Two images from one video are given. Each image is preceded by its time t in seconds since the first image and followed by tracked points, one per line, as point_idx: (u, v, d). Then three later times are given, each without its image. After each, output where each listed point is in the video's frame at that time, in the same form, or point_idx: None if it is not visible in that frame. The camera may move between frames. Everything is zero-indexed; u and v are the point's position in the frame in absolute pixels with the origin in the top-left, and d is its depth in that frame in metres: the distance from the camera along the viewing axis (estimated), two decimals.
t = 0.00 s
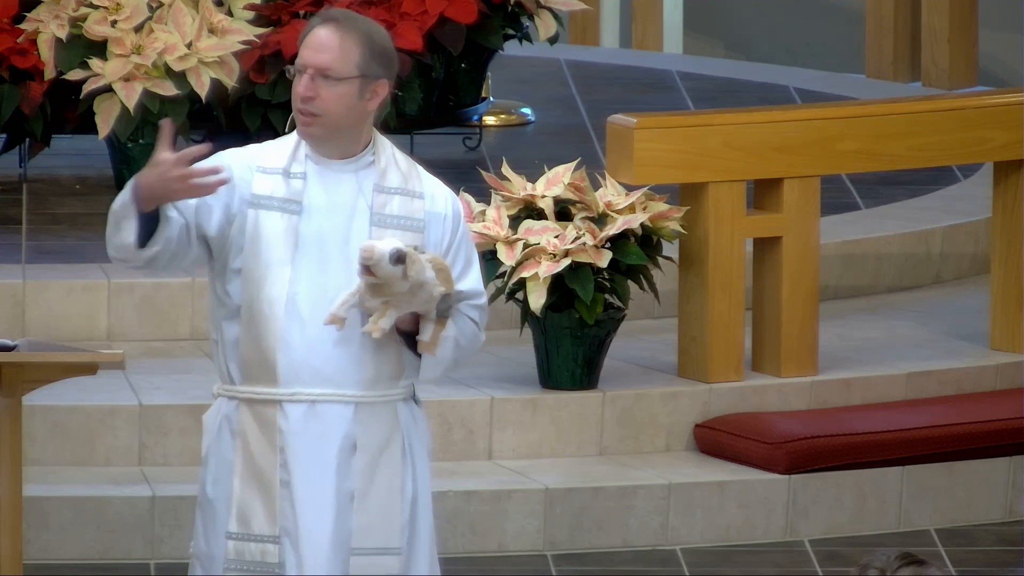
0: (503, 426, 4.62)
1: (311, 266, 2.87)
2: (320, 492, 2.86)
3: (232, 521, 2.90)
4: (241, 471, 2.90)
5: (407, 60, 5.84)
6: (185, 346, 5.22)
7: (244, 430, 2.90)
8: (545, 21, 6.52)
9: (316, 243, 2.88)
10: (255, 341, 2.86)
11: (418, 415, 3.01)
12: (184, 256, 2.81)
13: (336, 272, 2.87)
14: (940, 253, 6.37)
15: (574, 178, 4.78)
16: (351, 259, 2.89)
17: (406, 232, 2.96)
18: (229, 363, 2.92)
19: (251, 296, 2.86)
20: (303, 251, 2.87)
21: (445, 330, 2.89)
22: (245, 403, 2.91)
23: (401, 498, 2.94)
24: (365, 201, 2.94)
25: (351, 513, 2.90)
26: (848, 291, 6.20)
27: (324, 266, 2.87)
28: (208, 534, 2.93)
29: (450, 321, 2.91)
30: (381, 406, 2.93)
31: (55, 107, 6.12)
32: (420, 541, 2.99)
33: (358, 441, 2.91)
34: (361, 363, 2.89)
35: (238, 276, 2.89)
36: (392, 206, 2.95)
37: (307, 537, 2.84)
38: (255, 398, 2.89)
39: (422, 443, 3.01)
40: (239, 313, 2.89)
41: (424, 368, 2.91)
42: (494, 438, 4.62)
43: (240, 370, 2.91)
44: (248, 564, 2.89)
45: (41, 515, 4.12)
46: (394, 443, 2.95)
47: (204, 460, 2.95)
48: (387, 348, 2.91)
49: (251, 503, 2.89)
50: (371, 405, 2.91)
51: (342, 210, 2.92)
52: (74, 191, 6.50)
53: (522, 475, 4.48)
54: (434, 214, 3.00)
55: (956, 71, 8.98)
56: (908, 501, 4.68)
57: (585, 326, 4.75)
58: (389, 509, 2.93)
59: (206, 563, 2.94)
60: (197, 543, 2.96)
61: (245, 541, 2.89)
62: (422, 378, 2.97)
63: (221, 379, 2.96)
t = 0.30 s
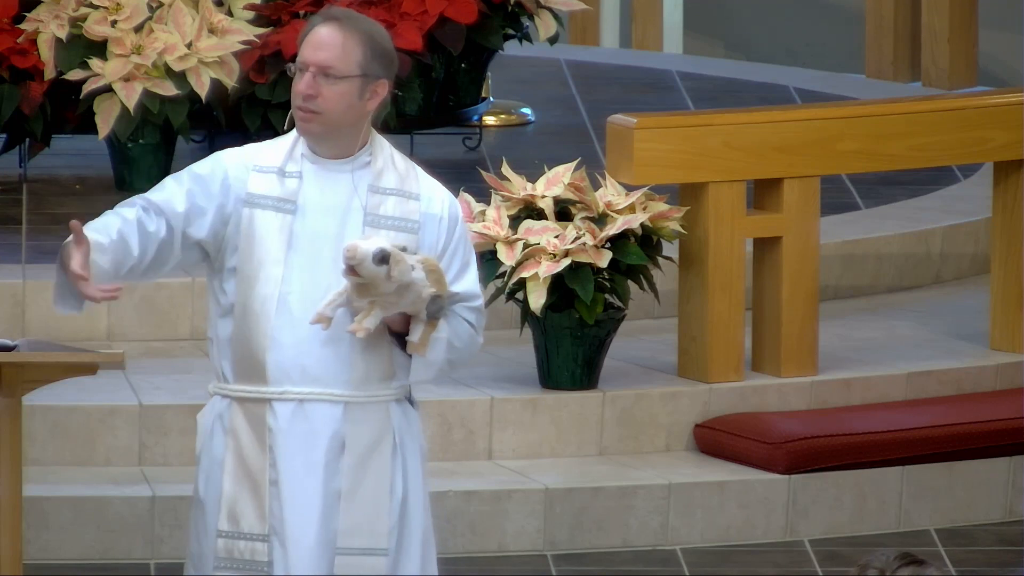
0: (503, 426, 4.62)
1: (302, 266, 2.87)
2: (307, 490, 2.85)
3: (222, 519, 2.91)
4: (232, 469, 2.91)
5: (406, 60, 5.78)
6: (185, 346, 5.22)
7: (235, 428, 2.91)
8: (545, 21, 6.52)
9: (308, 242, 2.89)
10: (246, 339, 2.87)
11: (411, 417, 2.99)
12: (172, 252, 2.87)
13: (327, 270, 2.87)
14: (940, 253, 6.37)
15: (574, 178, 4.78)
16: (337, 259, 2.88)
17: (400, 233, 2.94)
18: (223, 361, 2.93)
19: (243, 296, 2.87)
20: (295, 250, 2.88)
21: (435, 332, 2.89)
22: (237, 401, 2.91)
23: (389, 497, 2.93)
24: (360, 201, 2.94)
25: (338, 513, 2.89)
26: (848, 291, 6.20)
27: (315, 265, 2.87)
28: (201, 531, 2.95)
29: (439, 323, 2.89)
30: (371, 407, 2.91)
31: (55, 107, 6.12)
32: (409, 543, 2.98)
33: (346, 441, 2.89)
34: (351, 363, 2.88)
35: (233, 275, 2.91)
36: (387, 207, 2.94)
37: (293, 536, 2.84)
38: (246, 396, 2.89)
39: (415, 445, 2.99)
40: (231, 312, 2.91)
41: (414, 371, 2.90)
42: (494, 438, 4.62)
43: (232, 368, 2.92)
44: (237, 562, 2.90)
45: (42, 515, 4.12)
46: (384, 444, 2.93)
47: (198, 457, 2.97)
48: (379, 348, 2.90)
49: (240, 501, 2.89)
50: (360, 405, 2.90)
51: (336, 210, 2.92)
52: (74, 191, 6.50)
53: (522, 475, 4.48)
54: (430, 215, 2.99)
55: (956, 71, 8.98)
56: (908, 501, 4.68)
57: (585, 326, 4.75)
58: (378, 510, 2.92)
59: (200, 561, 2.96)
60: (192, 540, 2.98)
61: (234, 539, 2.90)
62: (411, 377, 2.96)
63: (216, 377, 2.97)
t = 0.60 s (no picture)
0: (503, 426, 4.62)
1: (294, 265, 2.88)
2: (304, 490, 2.85)
3: (218, 521, 2.91)
4: (227, 470, 2.91)
5: (408, 60, 5.88)
6: (186, 347, 5.22)
7: (231, 429, 2.92)
8: (545, 21, 6.52)
9: (301, 241, 2.90)
10: (241, 340, 2.88)
11: (405, 415, 3.00)
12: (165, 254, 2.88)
13: (319, 269, 2.88)
14: (940, 253, 6.37)
15: (574, 178, 4.78)
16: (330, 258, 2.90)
17: (392, 230, 2.97)
18: (216, 362, 2.94)
19: (237, 296, 2.87)
20: (288, 249, 2.89)
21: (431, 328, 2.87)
22: (233, 402, 2.92)
23: (386, 497, 2.93)
24: (352, 200, 2.96)
25: (336, 513, 2.88)
26: (848, 291, 6.20)
27: (308, 264, 2.89)
28: (198, 532, 2.95)
29: (436, 320, 2.88)
30: (367, 406, 2.91)
31: (55, 107, 6.12)
32: (406, 540, 2.97)
33: (344, 440, 2.89)
34: (346, 361, 2.88)
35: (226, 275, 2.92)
36: (379, 206, 2.96)
37: (292, 537, 2.84)
38: (243, 398, 2.90)
39: (410, 442, 3.00)
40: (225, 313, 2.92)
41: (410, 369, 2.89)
42: (494, 438, 4.62)
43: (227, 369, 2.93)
44: (234, 563, 2.90)
45: (42, 515, 4.12)
46: (381, 442, 2.93)
47: (193, 459, 2.98)
48: (374, 346, 2.91)
49: (236, 501, 2.89)
50: (356, 404, 2.90)
51: (328, 209, 2.93)
52: (74, 191, 6.50)
53: (522, 475, 4.48)
54: (421, 213, 3.01)
55: (956, 71, 8.97)
56: (908, 501, 4.68)
57: (585, 326, 4.75)
58: (375, 509, 2.91)
59: (196, 562, 2.95)
60: (188, 542, 2.98)
61: (231, 540, 2.90)
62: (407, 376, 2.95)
63: (208, 379, 2.99)
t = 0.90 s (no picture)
0: (503, 426, 4.62)
1: (293, 264, 2.90)
2: (311, 489, 2.89)
3: (221, 523, 2.93)
4: (229, 471, 2.93)
5: (408, 60, 5.89)
6: (186, 347, 5.22)
7: (232, 431, 2.93)
8: (545, 21, 6.52)
9: (301, 240, 2.92)
10: (243, 340, 2.89)
11: (401, 412, 3.04)
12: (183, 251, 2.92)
13: (319, 269, 2.91)
14: (940, 253, 6.37)
15: (574, 178, 4.78)
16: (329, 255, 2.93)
17: (388, 228, 2.99)
18: (214, 364, 2.95)
19: (237, 298, 2.89)
20: (288, 248, 2.91)
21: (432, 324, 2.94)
22: (232, 404, 2.93)
23: (387, 495, 2.97)
24: (346, 199, 2.97)
25: (341, 511, 2.92)
26: (848, 291, 6.20)
27: (308, 264, 2.91)
28: (197, 536, 2.95)
29: (436, 317, 2.95)
30: (367, 404, 2.95)
31: (55, 107, 6.12)
32: (407, 537, 3.02)
33: (348, 439, 2.93)
34: (347, 360, 2.92)
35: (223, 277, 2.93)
36: (374, 203, 2.99)
37: (299, 536, 2.87)
38: (244, 399, 2.92)
39: (407, 439, 3.04)
40: (223, 314, 2.93)
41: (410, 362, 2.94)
42: (494, 438, 4.62)
43: (225, 371, 2.94)
44: (237, 565, 2.92)
45: (42, 515, 4.12)
46: (382, 439, 2.97)
47: (190, 462, 2.98)
48: (373, 345, 2.94)
49: (240, 503, 2.91)
50: (359, 402, 2.94)
51: (325, 208, 2.95)
52: (74, 191, 6.50)
53: (522, 475, 4.48)
54: (414, 209, 3.06)
55: (956, 71, 8.97)
56: (908, 501, 4.68)
57: (585, 326, 4.75)
58: (379, 506, 2.95)
59: (194, 564, 2.96)
60: (184, 545, 2.98)
61: (234, 541, 2.92)
62: (409, 376, 2.98)
63: (203, 381, 2.99)
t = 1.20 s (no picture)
0: (503, 426, 4.62)
1: (297, 264, 2.94)
2: (319, 490, 2.93)
3: (226, 524, 2.98)
4: (234, 473, 2.98)
5: (408, 60, 5.89)
6: (186, 346, 5.22)
7: (237, 432, 2.98)
8: (545, 21, 6.52)
9: (305, 239, 2.96)
10: (250, 341, 2.94)
11: (402, 410, 3.09)
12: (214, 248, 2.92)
13: (325, 270, 2.96)
14: (940, 253, 6.37)
15: (574, 178, 4.78)
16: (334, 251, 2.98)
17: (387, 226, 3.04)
18: (218, 365, 3.00)
19: (242, 300, 2.94)
20: (292, 247, 2.95)
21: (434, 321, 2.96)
22: (237, 405, 2.99)
23: (391, 494, 3.02)
24: (346, 198, 3.02)
25: (347, 510, 2.98)
26: (848, 291, 6.20)
27: (313, 264, 2.95)
28: (199, 537, 3.00)
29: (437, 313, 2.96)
30: (371, 403, 3.00)
31: (55, 107, 6.12)
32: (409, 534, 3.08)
33: (353, 439, 2.98)
34: (352, 359, 2.97)
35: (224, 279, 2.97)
36: (372, 200, 3.03)
37: (307, 536, 2.92)
38: (250, 401, 2.97)
39: (407, 437, 3.09)
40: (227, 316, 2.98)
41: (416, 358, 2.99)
42: (494, 438, 4.62)
43: (230, 372, 2.99)
44: (243, 565, 2.98)
45: (41, 515, 4.12)
46: (385, 438, 3.03)
47: (191, 462, 3.02)
48: (376, 344, 3.00)
49: (245, 504, 2.97)
50: (364, 401, 2.99)
51: (326, 206, 2.99)
52: (74, 191, 6.50)
53: (522, 475, 4.48)
54: (410, 206, 3.11)
55: (956, 71, 8.97)
56: (908, 501, 4.68)
57: (585, 326, 4.75)
58: (383, 504, 3.01)
59: (195, 564, 3.01)
60: (185, 545, 3.03)
61: (239, 542, 2.97)
62: (413, 372, 3.04)
63: (205, 382, 3.04)
